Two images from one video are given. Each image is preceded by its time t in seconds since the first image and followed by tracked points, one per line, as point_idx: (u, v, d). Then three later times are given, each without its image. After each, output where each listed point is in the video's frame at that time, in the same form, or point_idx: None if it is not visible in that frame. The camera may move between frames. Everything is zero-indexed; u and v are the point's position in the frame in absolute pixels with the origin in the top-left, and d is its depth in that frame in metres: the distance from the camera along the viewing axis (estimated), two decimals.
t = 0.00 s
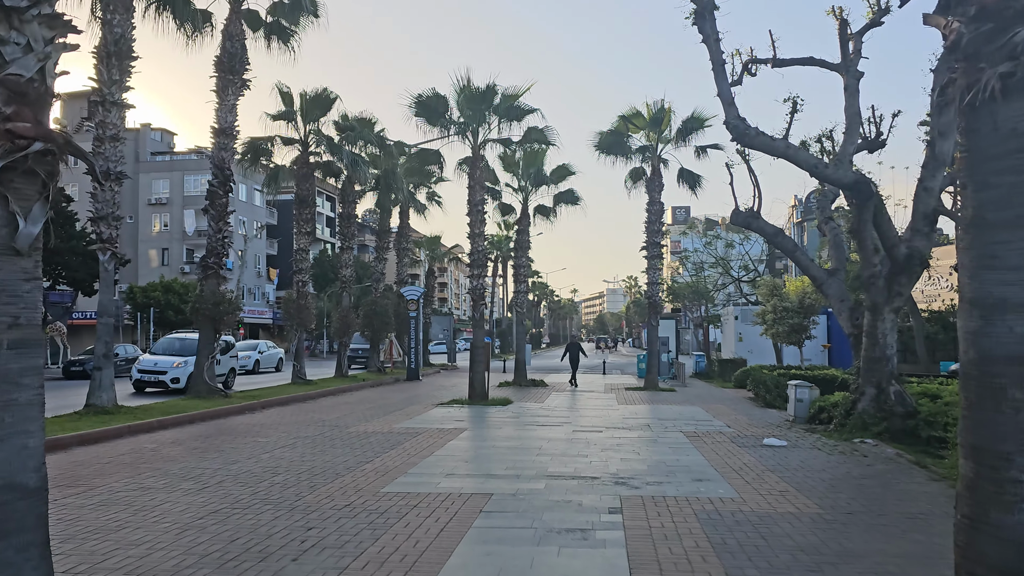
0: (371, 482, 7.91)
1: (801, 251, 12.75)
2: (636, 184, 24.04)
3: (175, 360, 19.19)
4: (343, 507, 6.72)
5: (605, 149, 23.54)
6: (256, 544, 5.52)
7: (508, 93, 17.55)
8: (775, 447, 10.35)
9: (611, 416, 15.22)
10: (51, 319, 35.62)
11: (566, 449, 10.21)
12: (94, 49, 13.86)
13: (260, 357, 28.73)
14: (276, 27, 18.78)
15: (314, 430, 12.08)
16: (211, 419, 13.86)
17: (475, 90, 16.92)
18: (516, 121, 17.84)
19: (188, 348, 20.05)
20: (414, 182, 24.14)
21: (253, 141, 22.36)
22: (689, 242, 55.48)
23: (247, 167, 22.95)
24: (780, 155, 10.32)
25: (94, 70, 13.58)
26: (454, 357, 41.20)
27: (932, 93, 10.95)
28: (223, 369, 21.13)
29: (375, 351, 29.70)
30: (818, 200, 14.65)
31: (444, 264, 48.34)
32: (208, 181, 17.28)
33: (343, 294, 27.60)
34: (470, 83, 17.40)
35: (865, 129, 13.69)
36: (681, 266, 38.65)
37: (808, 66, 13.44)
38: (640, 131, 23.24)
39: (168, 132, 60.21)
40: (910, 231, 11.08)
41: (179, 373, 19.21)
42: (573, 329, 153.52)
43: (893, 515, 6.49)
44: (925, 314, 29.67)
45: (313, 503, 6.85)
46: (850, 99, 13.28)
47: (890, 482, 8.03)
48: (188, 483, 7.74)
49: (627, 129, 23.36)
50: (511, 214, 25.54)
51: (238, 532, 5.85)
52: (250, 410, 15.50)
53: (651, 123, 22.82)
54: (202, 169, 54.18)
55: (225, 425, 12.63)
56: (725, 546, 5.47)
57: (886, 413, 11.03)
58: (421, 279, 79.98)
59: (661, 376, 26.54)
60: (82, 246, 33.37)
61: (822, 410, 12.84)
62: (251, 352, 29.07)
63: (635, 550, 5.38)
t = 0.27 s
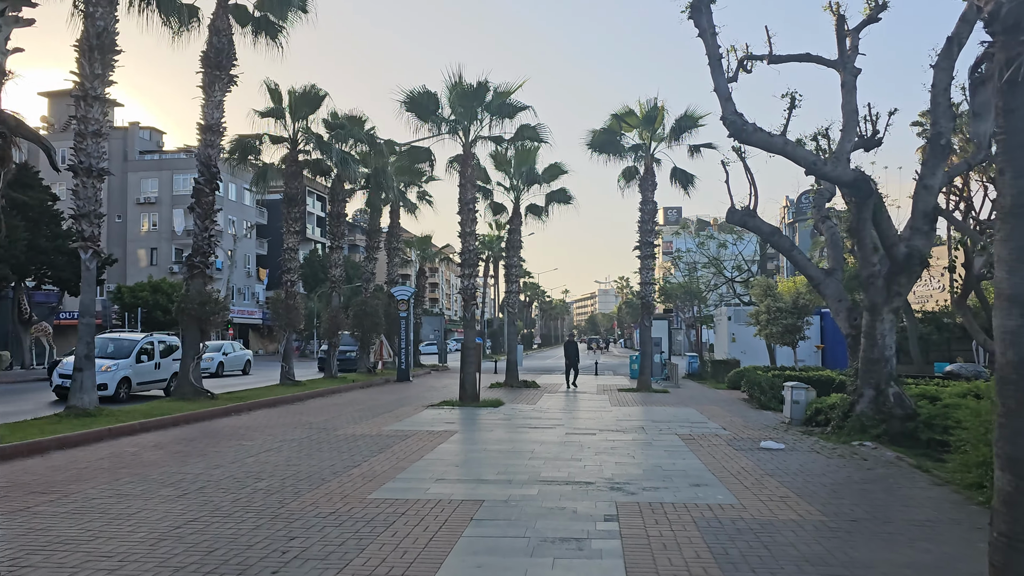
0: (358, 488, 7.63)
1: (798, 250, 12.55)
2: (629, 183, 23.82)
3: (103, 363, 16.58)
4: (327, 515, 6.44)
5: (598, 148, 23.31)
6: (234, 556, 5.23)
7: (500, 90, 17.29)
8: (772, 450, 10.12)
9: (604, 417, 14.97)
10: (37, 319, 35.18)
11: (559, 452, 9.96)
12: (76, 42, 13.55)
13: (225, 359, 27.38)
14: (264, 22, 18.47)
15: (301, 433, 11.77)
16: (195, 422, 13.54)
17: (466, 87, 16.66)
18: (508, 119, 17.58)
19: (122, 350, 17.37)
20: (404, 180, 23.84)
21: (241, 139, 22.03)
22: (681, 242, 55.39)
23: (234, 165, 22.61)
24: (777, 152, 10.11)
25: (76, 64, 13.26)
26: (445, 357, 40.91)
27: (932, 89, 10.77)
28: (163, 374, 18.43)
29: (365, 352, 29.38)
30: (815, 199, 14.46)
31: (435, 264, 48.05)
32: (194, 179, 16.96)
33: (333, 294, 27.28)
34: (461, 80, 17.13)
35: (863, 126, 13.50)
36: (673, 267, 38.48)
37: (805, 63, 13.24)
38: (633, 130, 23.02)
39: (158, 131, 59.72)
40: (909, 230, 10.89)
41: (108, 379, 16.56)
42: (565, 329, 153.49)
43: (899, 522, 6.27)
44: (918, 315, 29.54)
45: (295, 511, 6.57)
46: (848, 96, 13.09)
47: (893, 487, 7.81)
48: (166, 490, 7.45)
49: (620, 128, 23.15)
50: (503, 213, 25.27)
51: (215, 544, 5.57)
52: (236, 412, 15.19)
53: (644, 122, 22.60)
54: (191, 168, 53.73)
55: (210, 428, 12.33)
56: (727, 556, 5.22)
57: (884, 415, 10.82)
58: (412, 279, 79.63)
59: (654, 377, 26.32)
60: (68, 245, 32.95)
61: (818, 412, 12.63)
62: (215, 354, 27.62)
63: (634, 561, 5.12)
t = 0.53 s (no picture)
0: (341, 492, 7.37)
1: (792, 248, 12.36)
2: (620, 181, 23.63)
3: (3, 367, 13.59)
4: (309, 522, 6.17)
5: (588, 145, 23.10)
6: (209, 566, 4.97)
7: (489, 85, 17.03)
8: (768, 452, 9.92)
9: (594, 418, 14.75)
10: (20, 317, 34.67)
11: (549, 454, 9.72)
12: (53, 33, 13.21)
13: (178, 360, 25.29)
14: (250, 16, 18.15)
15: (286, 435, 11.50)
16: (177, 423, 13.23)
17: (456, 82, 16.41)
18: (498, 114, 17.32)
19: (34, 352, 14.62)
20: (393, 177, 23.52)
21: (226, 135, 21.68)
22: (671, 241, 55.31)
23: (219, 162, 22.27)
24: (773, 147, 9.91)
25: (55, 56, 12.94)
26: (434, 356, 40.61)
27: (929, 84, 10.60)
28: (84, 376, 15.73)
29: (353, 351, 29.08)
30: (808, 197, 14.29)
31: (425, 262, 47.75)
32: (177, 175, 16.64)
33: (320, 293, 26.96)
34: (451, 75, 16.86)
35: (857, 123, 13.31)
36: (663, 266, 38.31)
37: (799, 59, 13.05)
38: (624, 127, 22.81)
39: (144, 128, 59.12)
40: (905, 228, 10.72)
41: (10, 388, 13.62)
42: (554, 329, 153.23)
43: (902, 528, 6.07)
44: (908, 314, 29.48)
45: (276, 518, 6.30)
46: (842, 92, 12.92)
47: (892, 490, 7.62)
48: (142, 495, 7.16)
49: (611, 125, 22.93)
50: (492, 211, 25.02)
51: (190, 553, 5.29)
52: (220, 413, 14.88)
53: (635, 119, 22.39)
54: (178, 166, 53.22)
55: (192, 429, 12.02)
56: (726, 566, 4.99)
57: (880, 416, 10.65)
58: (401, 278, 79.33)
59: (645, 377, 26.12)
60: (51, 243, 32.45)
61: (812, 413, 12.45)
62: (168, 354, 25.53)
63: (628, 571, 4.88)
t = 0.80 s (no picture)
0: (322, 495, 7.11)
1: (784, 245, 12.17)
2: (608, 178, 23.42)
3: None
4: (287, 528, 5.90)
5: (576, 141, 22.88)
6: None
7: (476, 79, 16.76)
8: (760, 452, 9.73)
9: (583, 417, 14.51)
10: None
11: (538, 455, 9.48)
12: (27, 22, 12.82)
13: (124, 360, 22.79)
14: (232, 7, 17.79)
15: (267, 435, 11.20)
16: (156, 423, 12.90)
17: (442, 76, 16.13)
18: (484, 109, 17.05)
19: None
20: (378, 173, 23.19)
21: (208, 129, 21.29)
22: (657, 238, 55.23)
23: (201, 157, 21.89)
24: (766, 142, 9.70)
25: (29, 46, 12.57)
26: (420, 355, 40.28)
27: (922, 77, 10.43)
28: None
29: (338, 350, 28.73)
30: (799, 193, 14.12)
31: (412, 259, 47.43)
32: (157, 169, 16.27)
33: (304, 290, 26.60)
34: (437, 69, 16.58)
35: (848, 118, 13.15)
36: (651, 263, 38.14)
37: (790, 53, 12.87)
38: (612, 123, 22.60)
39: (127, 124, 58.39)
40: (899, 224, 10.56)
41: None
42: (541, 327, 153.11)
43: (903, 533, 5.87)
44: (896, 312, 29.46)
45: (252, 523, 6.03)
46: (834, 87, 12.73)
47: (889, 492, 7.44)
48: (113, 499, 6.87)
49: (599, 121, 22.70)
50: (479, 207, 24.75)
51: (159, 562, 5.01)
52: (201, 413, 14.55)
53: (623, 115, 22.18)
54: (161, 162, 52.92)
55: (170, 430, 11.71)
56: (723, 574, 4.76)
57: (872, 415, 10.49)
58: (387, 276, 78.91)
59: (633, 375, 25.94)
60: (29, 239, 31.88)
61: (803, 412, 12.27)
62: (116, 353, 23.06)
63: None
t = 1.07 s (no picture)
0: (303, 498, 6.83)
1: (775, 240, 11.98)
2: (595, 173, 23.20)
3: None
4: (264, 534, 5.61)
5: (563, 136, 22.65)
6: None
7: (462, 71, 16.48)
8: (754, 451, 9.53)
9: (571, 415, 14.28)
10: None
11: (526, 454, 9.24)
12: None
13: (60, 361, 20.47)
14: None
15: (248, 435, 10.88)
16: (134, 422, 12.56)
17: (428, 68, 15.83)
18: (471, 102, 16.78)
19: None
20: (363, 168, 22.85)
21: (189, 122, 20.89)
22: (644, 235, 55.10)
23: (181, 151, 21.48)
24: (760, 134, 9.48)
25: (1, 34, 12.19)
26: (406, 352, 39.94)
27: (917, 69, 10.24)
28: None
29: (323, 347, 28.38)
30: (789, 188, 13.93)
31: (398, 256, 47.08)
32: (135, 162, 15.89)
33: (288, 286, 26.23)
34: (422, 61, 16.28)
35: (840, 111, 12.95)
36: (638, 260, 37.97)
37: (781, 45, 12.66)
38: (600, 118, 22.37)
39: (108, 119, 57.65)
40: (893, 218, 10.37)
41: None
42: (527, 324, 152.98)
43: (906, 535, 5.67)
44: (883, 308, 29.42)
45: (229, 528, 5.75)
46: (826, 79, 12.54)
47: (888, 492, 7.25)
48: (83, 503, 6.57)
49: (587, 115, 22.47)
50: (466, 203, 24.47)
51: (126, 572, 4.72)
52: (181, 412, 14.20)
53: (611, 109, 21.95)
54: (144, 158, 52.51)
55: (147, 429, 11.37)
56: None
57: (867, 412, 10.31)
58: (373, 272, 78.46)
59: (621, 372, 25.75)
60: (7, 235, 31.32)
61: (795, 409, 12.09)
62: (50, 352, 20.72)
63: None
